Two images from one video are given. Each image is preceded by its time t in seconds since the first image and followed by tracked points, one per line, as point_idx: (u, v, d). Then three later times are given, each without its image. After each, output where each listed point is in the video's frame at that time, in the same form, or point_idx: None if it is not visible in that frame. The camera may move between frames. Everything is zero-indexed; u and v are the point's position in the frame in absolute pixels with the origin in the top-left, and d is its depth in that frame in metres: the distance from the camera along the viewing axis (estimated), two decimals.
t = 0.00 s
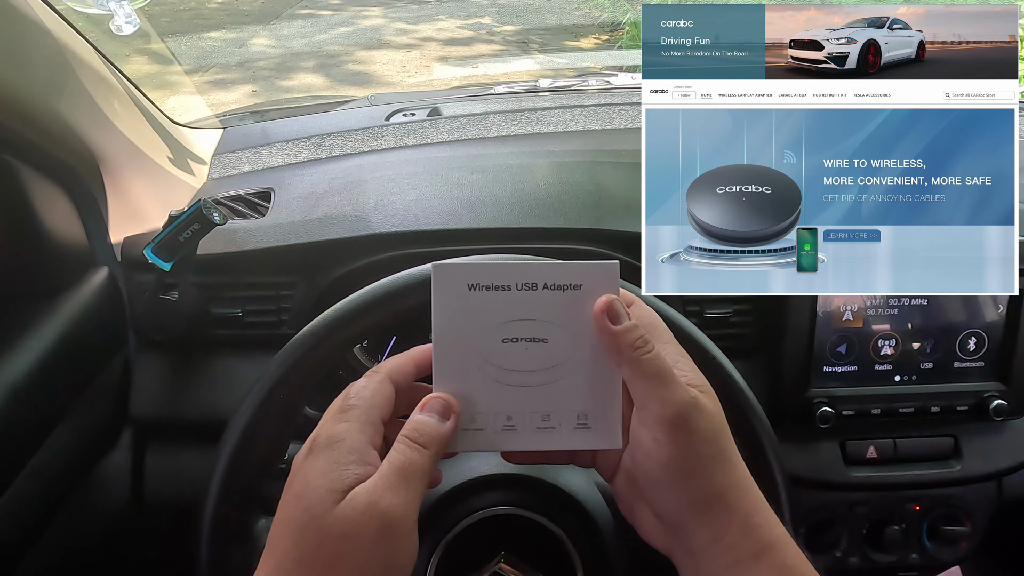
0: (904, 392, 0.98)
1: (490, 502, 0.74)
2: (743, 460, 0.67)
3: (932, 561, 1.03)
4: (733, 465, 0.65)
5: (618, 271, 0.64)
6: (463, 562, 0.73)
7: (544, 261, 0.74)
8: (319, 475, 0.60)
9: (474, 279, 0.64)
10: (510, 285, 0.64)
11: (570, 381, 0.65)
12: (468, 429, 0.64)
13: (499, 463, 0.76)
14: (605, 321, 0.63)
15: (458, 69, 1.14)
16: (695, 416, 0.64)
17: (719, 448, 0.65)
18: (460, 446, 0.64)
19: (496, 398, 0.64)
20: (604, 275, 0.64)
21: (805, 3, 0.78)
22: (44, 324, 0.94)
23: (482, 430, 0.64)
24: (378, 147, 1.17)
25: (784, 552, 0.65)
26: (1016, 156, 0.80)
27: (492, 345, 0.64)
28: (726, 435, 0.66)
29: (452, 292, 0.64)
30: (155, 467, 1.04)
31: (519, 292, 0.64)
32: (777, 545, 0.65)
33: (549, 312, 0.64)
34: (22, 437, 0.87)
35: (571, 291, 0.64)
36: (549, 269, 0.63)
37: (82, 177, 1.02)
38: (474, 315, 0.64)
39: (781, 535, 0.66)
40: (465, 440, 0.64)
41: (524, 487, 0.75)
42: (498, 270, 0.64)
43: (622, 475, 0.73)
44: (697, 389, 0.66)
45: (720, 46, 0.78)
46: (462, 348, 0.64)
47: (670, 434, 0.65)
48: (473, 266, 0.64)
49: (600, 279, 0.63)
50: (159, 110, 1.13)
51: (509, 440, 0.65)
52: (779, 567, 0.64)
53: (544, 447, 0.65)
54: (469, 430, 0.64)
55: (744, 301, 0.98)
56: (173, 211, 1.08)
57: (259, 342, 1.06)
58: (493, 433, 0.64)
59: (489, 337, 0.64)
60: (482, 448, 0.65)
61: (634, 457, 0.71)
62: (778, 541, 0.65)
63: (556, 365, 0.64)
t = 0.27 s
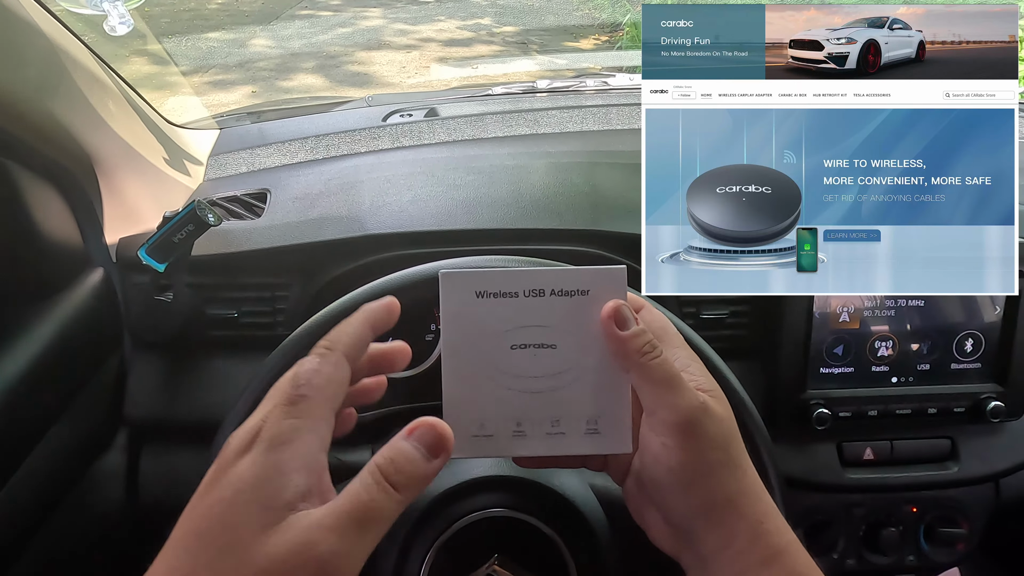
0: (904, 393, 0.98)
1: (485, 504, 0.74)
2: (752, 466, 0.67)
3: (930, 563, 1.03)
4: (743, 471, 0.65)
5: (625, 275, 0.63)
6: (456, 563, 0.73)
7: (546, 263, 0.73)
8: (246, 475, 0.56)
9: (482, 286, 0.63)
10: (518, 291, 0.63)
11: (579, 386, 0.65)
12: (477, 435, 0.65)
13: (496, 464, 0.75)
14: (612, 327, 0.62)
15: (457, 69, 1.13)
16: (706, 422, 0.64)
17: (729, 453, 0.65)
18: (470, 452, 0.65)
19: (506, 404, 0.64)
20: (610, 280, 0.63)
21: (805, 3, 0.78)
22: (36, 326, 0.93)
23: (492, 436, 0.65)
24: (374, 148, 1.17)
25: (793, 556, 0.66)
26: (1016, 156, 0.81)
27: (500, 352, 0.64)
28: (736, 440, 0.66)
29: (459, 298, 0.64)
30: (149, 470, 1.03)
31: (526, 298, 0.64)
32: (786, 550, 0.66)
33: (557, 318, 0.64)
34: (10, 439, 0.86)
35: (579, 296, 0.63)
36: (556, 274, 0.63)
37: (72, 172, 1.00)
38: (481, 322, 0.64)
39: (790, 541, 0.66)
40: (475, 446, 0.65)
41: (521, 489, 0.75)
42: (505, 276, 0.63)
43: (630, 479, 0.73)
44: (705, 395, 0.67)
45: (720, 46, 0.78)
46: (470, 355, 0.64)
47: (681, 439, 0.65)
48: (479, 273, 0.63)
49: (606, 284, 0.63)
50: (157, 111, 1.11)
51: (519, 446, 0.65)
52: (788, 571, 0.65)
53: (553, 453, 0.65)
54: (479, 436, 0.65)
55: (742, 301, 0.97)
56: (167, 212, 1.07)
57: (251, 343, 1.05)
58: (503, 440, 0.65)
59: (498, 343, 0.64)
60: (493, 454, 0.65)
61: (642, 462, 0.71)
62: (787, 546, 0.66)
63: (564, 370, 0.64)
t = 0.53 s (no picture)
0: (905, 393, 0.98)
1: (489, 501, 0.74)
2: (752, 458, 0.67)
3: (931, 561, 1.03)
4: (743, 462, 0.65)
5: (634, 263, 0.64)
6: (461, 559, 0.74)
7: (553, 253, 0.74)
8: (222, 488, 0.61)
9: (491, 271, 0.64)
10: (527, 277, 0.64)
11: (586, 373, 0.65)
12: (482, 421, 0.65)
13: (499, 461, 0.75)
14: (621, 315, 0.62)
15: (459, 69, 1.11)
16: (711, 412, 0.63)
17: (731, 444, 0.64)
18: (474, 437, 0.65)
19: (511, 390, 0.65)
20: (620, 268, 0.64)
21: (805, 3, 0.78)
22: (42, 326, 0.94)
23: (496, 422, 0.65)
24: (378, 147, 1.17)
25: (793, 550, 0.65)
26: (1016, 156, 0.80)
27: (507, 336, 0.64)
28: (738, 432, 0.65)
29: (468, 283, 0.64)
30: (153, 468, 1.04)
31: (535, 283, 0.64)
32: (786, 543, 0.65)
33: (565, 305, 0.64)
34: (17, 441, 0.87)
35: (587, 283, 0.64)
36: (566, 261, 0.63)
37: (82, 172, 1.05)
38: (489, 307, 0.64)
39: (789, 533, 0.66)
40: (480, 431, 0.65)
41: (526, 487, 0.75)
42: (515, 262, 0.64)
43: (630, 468, 0.72)
44: (711, 385, 0.67)
45: (720, 46, 0.78)
46: (477, 340, 0.64)
47: (686, 430, 0.63)
48: (490, 257, 0.63)
49: (615, 272, 0.63)
50: (160, 111, 1.12)
51: (523, 431, 0.65)
52: (788, 565, 0.64)
53: (556, 439, 0.66)
54: (483, 422, 0.65)
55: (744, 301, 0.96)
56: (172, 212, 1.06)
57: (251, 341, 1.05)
58: (507, 426, 0.65)
59: (505, 329, 0.64)
60: (496, 440, 0.66)
61: (644, 452, 0.70)
62: (786, 539, 0.65)
63: (571, 358, 0.65)
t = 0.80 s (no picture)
0: (906, 393, 0.97)
1: (495, 501, 0.74)
2: (755, 462, 0.66)
3: (933, 562, 1.02)
4: (747, 466, 0.65)
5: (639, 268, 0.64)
6: (467, 560, 0.73)
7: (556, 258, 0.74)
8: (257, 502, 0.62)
9: (497, 274, 0.63)
10: (532, 280, 0.63)
11: (590, 377, 0.65)
12: (486, 423, 0.65)
13: (505, 462, 0.76)
14: (627, 319, 0.62)
15: (460, 70, 1.14)
16: (715, 416, 0.63)
17: (735, 448, 0.64)
18: (478, 440, 0.65)
19: (516, 393, 0.65)
20: (624, 273, 0.63)
21: (805, 3, 0.78)
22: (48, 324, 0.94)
23: (500, 424, 0.65)
24: (382, 148, 1.18)
25: (795, 554, 0.65)
26: (1016, 156, 0.80)
27: (511, 339, 0.64)
28: (742, 436, 0.65)
29: (473, 286, 0.63)
30: (158, 466, 1.05)
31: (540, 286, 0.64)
32: (788, 547, 0.65)
33: (570, 308, 0.64)
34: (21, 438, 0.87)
35: (592, 288, 0.64)
36: (571, 265, 0.63)
37: (86, 174, 1.02)
38: (493, 310, 0.64)
39: (791, 537, 0.66)
40: (484, 434, 0.65)
41: (531, 487, 0.75)
42: (521, 265, 0.63)
43: (634, 472, 0.73)
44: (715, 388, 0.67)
45: (720, 46, 0.78)
46: (481, 343, 0.64)
47: (690, 434, 0.64)
48: (495, 260, 0.63)
49: (621, 277, 0.63)
50: (163, 111, 1.13)
51: (527, 435, 0.65)
52: (790, 570, 0.64)
53: (561, 443, 0.65)
54: (487, 424, 0.65)
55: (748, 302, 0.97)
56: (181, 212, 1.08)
57: (260, 341, 1.06)
58: (511, 428, 0.65)
59: (509, 332, 0.64)
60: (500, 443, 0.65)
61: (648, 455, 0.70)
62: (789, 543, 0.65)
63: (576, 361, 0.64)
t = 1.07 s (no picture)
0: (906, 394, 0.97)
1: (492, 502, 0.74)
2: (751, 468, 0.66)
3: (933, 562, 1.02)
4: (742, 472, 0.64)
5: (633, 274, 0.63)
6: (463, 562, 0.73)
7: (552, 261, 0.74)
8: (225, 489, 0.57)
9: (490, 280, 0.63)
10: (525, 288, 0.63)
11: (584, 384, 0.64)
12: (481, 431, 0.64)
13: (501, 464, 0.75)
14: (621, 326, 0.61)
15: (460, 69, 1.14)
16: (710, 421, 0.63)
17: (729, 454, 0.64)
18: (473, 448, 0.64)
19: (510, 401, 0.64)
20: (618, 279, 0.63)
21: (805, 3, 0.78)
22: (47, 326, 0.94)
23: (495, 432, 0.64)
24: (379, 149, 1.17)
25: (791, 559, 0.65)
26: (1016, 156, 0.80)
27: (505, 347, 0.64)
28: (736, 442, 0.65)
29: (467, 293, 0.63)
30: (155, 467, 1.04)
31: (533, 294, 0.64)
32: (784, 553, 0.65)
33: (563, 315, 0.63)
34: (20, 441, 0.86)
35: (585, 295, 0.63)
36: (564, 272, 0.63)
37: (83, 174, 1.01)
38: (487, 317, 0.63)
39: (788, 544, 0.66)
40: (478, 441, 0.64)
41: (527, 489, 0.74)
42: (514, 272, 0.63)
43: (628, 480, 0.72)
44: (710, 395, 0.66)
45: (720, 46, 0.78)
46: (475, 350, 0.63)
47: (685, 439, 0.63)
48: (488, 269, 0.63)
49: (614, 283, 0.62)
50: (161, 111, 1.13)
51: (522, 442, 0.64)
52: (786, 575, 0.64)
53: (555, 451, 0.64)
54: (482, 431, 0.64)
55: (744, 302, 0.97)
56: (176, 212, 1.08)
57: (258, 341, 1.06)
58: (506, 436, 0.64)
59: (503, 340, 0.64)
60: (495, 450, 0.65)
61: (643, 462, 0.70)
62: (785, 549, 0.65)
63: (570, 368, 0.64)
